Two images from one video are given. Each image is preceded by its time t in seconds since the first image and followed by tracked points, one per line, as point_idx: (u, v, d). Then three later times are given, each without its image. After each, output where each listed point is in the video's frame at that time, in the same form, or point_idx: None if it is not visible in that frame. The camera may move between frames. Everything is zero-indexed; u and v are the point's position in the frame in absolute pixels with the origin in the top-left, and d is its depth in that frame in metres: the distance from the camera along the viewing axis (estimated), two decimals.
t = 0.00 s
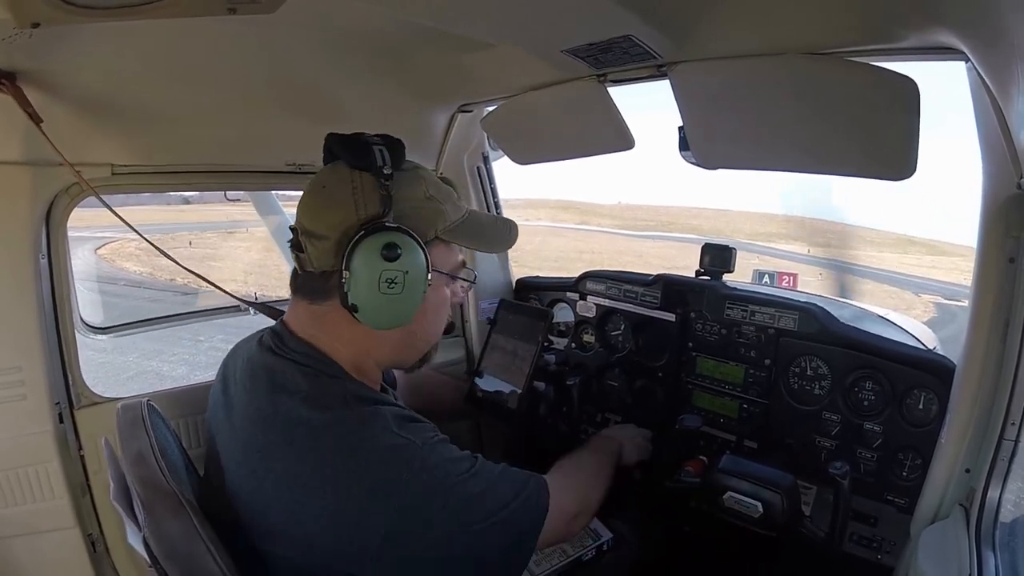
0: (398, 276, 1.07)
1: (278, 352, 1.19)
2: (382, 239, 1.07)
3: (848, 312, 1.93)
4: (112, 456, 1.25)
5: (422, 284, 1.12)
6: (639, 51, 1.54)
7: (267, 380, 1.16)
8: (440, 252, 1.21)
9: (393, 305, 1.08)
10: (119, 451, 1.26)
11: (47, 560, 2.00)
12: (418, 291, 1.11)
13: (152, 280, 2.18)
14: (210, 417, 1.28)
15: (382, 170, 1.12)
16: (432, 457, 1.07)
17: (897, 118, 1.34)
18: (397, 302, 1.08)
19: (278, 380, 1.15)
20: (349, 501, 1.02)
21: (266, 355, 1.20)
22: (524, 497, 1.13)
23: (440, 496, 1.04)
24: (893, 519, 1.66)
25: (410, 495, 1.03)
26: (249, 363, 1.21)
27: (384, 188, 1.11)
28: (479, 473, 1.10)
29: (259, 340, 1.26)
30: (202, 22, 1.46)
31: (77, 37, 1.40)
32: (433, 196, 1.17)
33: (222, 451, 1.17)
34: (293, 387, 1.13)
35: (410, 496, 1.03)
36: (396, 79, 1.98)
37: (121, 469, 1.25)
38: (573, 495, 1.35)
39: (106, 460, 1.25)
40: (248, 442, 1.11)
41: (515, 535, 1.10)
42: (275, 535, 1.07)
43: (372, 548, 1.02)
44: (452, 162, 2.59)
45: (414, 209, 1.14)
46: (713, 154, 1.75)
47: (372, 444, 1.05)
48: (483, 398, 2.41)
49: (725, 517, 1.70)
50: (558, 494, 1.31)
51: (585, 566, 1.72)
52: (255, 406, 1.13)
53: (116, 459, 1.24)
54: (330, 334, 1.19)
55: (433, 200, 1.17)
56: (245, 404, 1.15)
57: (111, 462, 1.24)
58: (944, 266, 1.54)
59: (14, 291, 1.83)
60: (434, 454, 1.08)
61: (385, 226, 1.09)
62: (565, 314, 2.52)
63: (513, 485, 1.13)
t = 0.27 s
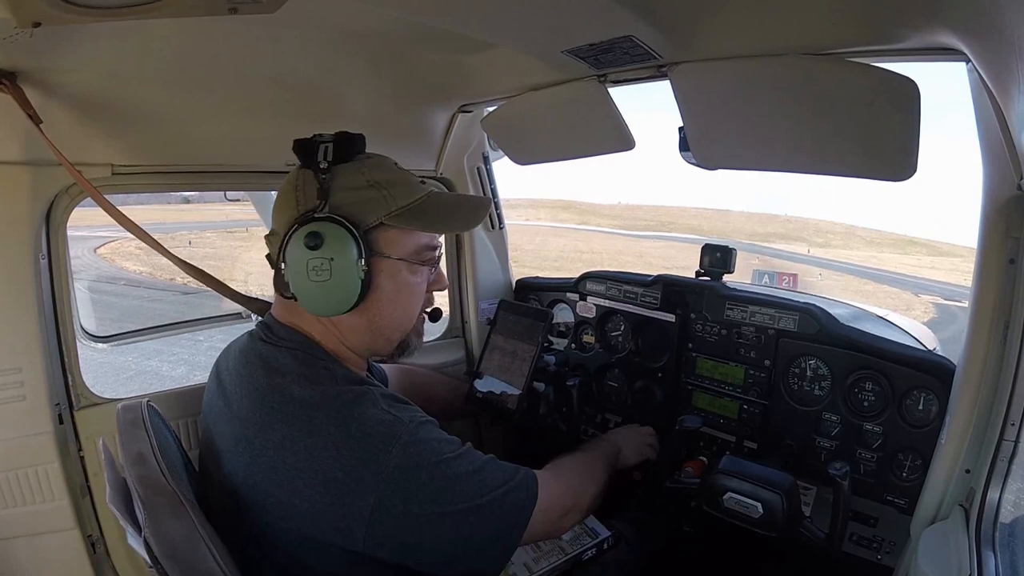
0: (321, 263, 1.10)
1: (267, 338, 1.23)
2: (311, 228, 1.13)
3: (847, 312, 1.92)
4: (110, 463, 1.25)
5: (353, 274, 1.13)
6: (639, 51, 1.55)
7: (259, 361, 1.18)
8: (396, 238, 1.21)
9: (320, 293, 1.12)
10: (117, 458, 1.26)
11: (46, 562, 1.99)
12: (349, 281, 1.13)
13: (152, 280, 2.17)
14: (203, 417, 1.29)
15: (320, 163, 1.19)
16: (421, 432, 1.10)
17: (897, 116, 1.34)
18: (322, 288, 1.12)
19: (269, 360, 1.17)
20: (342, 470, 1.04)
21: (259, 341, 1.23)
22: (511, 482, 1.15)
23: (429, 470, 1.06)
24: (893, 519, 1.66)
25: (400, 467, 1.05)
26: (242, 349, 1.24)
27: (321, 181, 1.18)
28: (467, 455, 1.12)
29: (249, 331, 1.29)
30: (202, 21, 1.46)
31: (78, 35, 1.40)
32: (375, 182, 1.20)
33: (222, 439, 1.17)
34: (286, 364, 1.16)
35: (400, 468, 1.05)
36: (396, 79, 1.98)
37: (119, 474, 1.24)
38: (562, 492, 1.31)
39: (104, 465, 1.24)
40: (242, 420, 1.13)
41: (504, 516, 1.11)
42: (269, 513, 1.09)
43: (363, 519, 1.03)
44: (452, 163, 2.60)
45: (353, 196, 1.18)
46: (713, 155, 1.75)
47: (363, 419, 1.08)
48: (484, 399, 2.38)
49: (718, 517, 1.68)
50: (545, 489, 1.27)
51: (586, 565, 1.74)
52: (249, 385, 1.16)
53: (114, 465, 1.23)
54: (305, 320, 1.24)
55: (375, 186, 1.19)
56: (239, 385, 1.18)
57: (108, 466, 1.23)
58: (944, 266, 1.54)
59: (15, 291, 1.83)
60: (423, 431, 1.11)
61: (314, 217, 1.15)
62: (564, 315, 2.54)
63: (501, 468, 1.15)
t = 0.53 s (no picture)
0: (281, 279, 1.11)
1: (256, 344, 1.23)
2: (271, 242, 1.13)
3: (847, 312, 1.92)
4: (111, 461, 1.25)
5: (312, 291, 1.11)
6: (639, 51, 1.55)
7: (249, 368, 1.19)
8: (366, 245, 1.17)
9: (279, 308, 1.13)
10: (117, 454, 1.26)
11: (46, 560, 1.99)
12: (307, 297, 1.11)
13: (152, 279, 2.15)
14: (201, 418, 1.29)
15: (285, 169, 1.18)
16: (411, 432, 1.09)
17: (897, 118, 1.34)
18: (282, 302, 1.12)
19: (258, 367, 1.18)
20: (332, 477, 1.04)
21: (248, 348, 1.24)
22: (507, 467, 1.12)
23: (420, 469, 1.05)
24: (893, 518, 1.66)
25: (390, 469, 1.03)
26: (233, 357, 1.25)
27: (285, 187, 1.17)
28: (459, 447, 1.10)
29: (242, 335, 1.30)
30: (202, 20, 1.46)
31: (78, 35, 1.40)
32: (340, 185, 1.16)
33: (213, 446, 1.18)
34: (274, 372, 1.16)
35: (390, 470, 1.03)
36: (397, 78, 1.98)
37: (120, 472, 1.24)
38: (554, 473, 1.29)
39: (104, 463, 1.24)
40: (235, 430, 1.14)
41: (502, 506, 1.09)
42: (267, 522, 1.09)
43: (359, 523, 1.02)
44: (452, 163, 2.60)
45: (317, 201, 1.15)
46: (713, 155, 1.75)
47: (350, 423, 1.07)
48: (484, 399, 2.39)
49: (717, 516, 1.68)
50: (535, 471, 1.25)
51: (585, 564, 1.73)
52: (240, 395, 1.16)
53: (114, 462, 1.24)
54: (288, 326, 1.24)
55: (340, 189, 1.15)
56: (229, 396, 1.19)
57: (109, 464, 1.24)
58: (944, 266, 1.54)
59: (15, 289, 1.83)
60: (413, 429, 1.09)
61: (276, 227, 1.15)
62: (564, 314, 2.54)
63: (495, 456, 1.13)
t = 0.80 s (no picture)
0: (280, 330, 1.03)
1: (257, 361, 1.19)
2: (269, 287, 1.04)
3: (847, 311, 1.91)
4: (111, 457, 1.25)
5: (317, 341, 1.03)
6: (639, 50, 1.55)
7: (249, 388, 1.15)
8: (378, 283, 1.09)
9: (281, 358, 1.05)
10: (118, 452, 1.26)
11: (46, 559, 2.00)
12: (312, 347, 1.03)
13: (152, 279, 2.19)
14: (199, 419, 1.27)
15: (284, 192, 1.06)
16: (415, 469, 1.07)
17: (897, 118, 1.34)
18: (285, 355, 1.04)
19: (259, 388, 1.14)
20: (332, 514, 1.02)
21: (249, 366, 1.19)
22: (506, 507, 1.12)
23: (422, 507, 1.04)
24: (893, 518, 1.66)
25: (390, 512, 1.02)
26: (233, 371, 1.20)
27: (285, 216, 1.06)
28: (459, 486, 1.09)
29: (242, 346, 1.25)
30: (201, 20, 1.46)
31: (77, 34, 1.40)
32: (350, 220, 1.05)
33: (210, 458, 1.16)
34: (274, 397, 1.12)
35: (390, 511, 1.02)
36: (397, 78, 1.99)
37: (121, 470, 1.25)
38: (558, 502, 1.29)
39: (105, 460, 1.25)
40: (232, 455, 1.11)
41: (500, 546, 1.10)
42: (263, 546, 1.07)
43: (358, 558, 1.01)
44: (453, 162, 2.60)
45: (324, 236, 1.05)
46: (713, 155, 1.75)
47: (352, 460, 1.04)
48: (484, 398, 2.38)
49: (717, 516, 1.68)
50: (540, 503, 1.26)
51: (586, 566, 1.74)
52: (239, 417, 1.12)
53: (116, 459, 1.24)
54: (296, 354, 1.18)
55: (352, 223, 1.05)
56: (228, 416, 1.14)
57: (110, 461, 1.24)
58: (944, 266, 1.55)
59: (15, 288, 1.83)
60: (415, 466, 1.07)
61: (276, 266, 1.05)
62: (564, 314, 2.53)
63: (496, 493, 1.13)
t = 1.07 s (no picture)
0: (309, 370, 0.95)
1: (267, 372, 1.13)
2: (294, 323, 0.95)
3: (847, 311, 1.91)
4: (112, 456, 1.25)
5: (349, 379, 0.96)
6: (639, 50, 1.55)
7: (258, 402, 1.09)
8: (409, 318, 1.03)
9: (307, 395, 0.98)
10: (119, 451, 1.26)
11: (46, 559, 2.00)
12: (344, 387, 0.96)
13: (152, 279, 2.18)
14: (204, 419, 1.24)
15: (310, 221, 0.94)
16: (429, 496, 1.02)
17: (898, 117, 1.34)
18: (313, 393, 0.97)
19: (269, 404, 1.08)
20: (342, 540, 0.97)
21: (262, 379, 1.12)
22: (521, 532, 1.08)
23: (434, 532, 0.99)
24: (894, 518, 1.66)
25: (401, 541, 0.98)
26: (243, 382, 1.14)
27: (311, 246, 0.95)
28: (472, 511, 1.04)
29: (253, 354, 1.19)
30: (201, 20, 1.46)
31: (77, 33, 1.40)
32: (385, 256, 0.97)
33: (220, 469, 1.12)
34: (286, 416, 1.06)
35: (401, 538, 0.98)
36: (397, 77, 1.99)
37: (121, 469, 1.25)
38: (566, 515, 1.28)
39: (105, 460, 1.25)
40: (241, 471, 1.07)
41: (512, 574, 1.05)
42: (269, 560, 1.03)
43: None
44: (452, 162, 2.60)
45: (355, 272, 0.96)
46: (713, 155, 1.75)
47: (366, 484, 0.99)
48: (483, 399, 2.44)
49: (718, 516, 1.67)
50: (552, 515, 1.24)
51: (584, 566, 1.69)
52: (249, 433, 1.07)
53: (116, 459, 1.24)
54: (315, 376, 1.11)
55: (386, 258, 0.97)
56: (237, 431, 1.09)
57: (110, 461, 1.24)
58: (944, 265, 1.54)
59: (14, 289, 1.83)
60: (428, 490, 1.02)
61: (302, 302, 0.96)
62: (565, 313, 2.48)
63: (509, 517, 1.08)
